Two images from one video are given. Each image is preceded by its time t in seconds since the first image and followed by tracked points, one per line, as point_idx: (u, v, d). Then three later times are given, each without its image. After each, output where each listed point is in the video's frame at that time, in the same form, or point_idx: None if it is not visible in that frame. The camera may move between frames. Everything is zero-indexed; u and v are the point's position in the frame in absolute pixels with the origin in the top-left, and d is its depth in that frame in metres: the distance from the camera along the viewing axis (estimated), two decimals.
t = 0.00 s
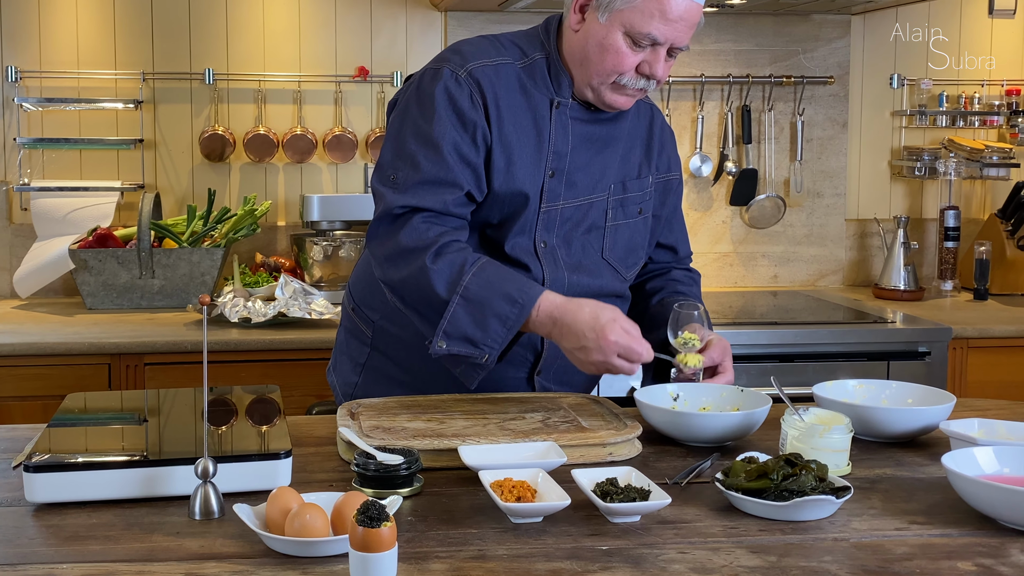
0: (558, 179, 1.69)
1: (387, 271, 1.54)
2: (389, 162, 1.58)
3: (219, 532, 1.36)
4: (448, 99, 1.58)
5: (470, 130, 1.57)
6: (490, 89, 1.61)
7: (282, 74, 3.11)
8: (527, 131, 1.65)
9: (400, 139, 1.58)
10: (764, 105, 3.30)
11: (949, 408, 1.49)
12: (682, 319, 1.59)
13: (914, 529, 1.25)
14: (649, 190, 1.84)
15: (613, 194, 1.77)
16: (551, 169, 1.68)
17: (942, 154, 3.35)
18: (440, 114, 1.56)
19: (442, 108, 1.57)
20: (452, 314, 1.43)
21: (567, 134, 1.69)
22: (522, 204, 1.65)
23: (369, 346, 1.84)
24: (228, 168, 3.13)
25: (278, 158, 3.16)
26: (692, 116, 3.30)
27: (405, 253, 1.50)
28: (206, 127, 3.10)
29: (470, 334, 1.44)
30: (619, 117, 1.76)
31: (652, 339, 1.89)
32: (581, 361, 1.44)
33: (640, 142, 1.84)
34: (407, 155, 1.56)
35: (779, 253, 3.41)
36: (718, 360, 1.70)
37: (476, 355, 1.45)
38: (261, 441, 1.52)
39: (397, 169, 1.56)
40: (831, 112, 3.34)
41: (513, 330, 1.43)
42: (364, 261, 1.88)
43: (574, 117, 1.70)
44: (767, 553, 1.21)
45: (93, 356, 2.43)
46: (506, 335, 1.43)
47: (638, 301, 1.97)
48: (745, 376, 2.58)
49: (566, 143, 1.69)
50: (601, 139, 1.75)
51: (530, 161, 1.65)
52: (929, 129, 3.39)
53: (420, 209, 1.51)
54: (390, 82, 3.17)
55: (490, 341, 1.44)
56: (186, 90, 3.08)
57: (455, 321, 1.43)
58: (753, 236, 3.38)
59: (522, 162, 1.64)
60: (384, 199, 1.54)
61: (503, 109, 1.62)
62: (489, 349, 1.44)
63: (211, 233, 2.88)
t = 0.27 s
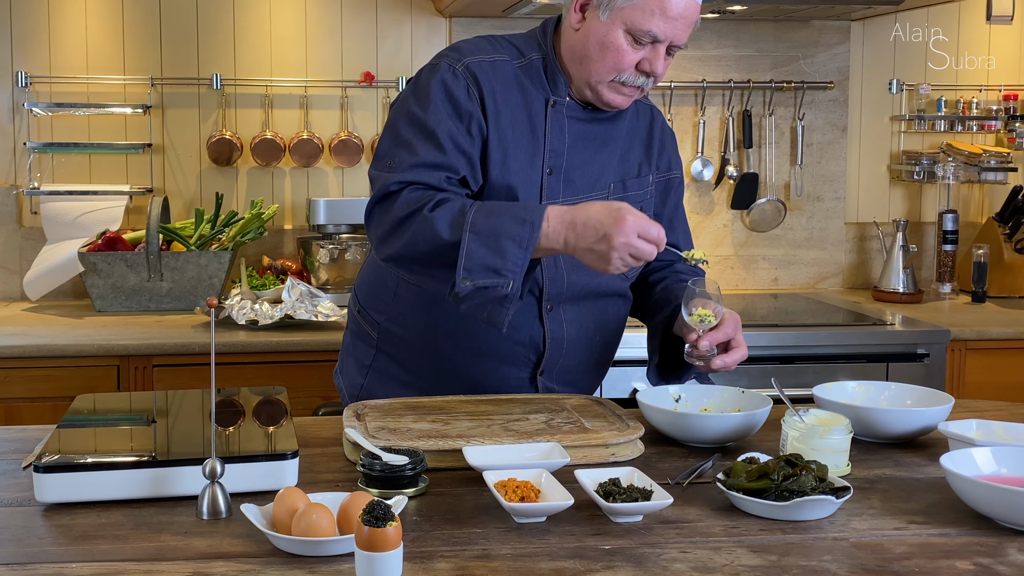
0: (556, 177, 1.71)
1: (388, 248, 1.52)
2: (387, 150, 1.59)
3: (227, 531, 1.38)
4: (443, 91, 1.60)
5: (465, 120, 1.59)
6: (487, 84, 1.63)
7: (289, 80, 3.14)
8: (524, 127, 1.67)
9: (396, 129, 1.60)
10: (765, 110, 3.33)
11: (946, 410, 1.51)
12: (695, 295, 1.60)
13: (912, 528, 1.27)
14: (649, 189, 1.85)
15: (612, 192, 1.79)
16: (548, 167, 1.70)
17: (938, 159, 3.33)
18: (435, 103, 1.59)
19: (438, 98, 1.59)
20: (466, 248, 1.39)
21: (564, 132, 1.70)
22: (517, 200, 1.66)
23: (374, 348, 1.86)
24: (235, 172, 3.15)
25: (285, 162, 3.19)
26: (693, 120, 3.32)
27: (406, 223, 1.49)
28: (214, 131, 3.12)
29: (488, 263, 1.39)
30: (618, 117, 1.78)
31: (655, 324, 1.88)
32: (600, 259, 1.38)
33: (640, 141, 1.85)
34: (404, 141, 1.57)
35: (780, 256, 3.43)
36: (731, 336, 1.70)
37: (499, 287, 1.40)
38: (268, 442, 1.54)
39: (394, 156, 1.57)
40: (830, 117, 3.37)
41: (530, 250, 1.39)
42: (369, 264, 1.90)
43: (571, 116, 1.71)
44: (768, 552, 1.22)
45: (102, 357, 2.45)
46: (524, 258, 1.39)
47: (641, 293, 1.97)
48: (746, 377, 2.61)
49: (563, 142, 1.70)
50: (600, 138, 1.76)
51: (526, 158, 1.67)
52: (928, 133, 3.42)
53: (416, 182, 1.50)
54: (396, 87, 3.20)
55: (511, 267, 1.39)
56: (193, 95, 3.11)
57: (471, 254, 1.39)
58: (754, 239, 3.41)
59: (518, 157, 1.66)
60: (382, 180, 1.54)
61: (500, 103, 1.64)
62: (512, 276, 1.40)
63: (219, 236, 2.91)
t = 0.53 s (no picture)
0: (556, 178, 1.73)
1: (405, 240, 1.53)
2: (398, 147, 1.60)
3: (234, 531, 1.39)
4: (450, 90, 1.62)
5: (473, 119, 1.62)
6: (490, 84, 1.65)
7: (295, 85, 3.17)
8: (524, 129, 1.69)
9: (406, 125, 1.62)
10: (765, 115, 3.35)
11: (945, 411, 1.52)
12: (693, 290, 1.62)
13: (911, 528, 1.29)
14: (649, 191, 1.87)
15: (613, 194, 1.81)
16: (549, 169, 1.72)
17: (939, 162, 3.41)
18: (444, 100, 1.61)
19: (446, 96, 1.61)
20: (491, 234, 1.42)
21: (565, 135, 1.72)
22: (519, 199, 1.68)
23: (378, 349, 1.88)
24: (242, 176, 3.18)
25: (291, 166, 3.21)
26: (695, 124, 3.35)
27: (424, 215, 1.50)
28: (221, 136, 3.15)
29: (513, 249, 1.42)
30: (618, 120, 1.80)
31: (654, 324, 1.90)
32: (623, 242, 1.41)
33: (640, 143, 1.87)
34: (415, 137, 1.59)
35: (781, 259, 3.45)
36: (731, 331, 1.70)
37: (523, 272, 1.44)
38: (275, 442, 1.56)
39: (407, 150, 1.58)
40: (830, 121, 3.39)
41: (553, 237, 1.42)
42: (374, 265, 1.92)
43: (571, 118, 1.72)
44: (769, 551, 1.24)
45: (111, 359, 2.48)
46: (547, 244, 1.42)
47: (641, 293, 1.98)
48: (747, 378, 2.63)
49: (563, 143, 1.72)
50: (600, 140, 1.77)
51: (526, 159, 1.69)
52: (926, 138, 3.45)
53: (432, 176, 1.53)
54: (401, 92, 3.22)
55: (535, 253, 1.42)
56: (201, 101, 3.13)
57: (496, 240, 1.42)
58: (755, 242, 3.43)
59: (519, 157, 1.68)
60: (397, 173, 1.55)
61: (503, 104, 1.66)
62: (536, 262, 1.43)
63: (226, 239, 2.93)
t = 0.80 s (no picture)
0: (559, 183, 1.75)
1: (418, 236, 1.52)
2: (410, 145, 1.60)
3: (241, 530, 1.41)
4: (459, 93, 1.64)
5: (482, 123, 1.63)
6: (496, 88, 1.67)
7: (301, 90, 3.19)
8: (528, 133, 1.71)
9: (418, 125, 1.62)
10: (766, 119, 3.38)
11: (944, 412, 1.54)
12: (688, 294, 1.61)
13: (910, 527, 1.30)
14: (650, 196, 1.89)
15: (615, 199, 1.83)
16: (551, 173, 1.74)
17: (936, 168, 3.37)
18: (455, 103, 1.62)
19: (455, 99, 1.63)
20: (510, 238, 1.45)
21: (567, 139, 1.74)
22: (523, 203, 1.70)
23: (382, 350, 1.90)
24: (250, 180, 3.20)
25: (298, 170, 3.23)
26: (696, 129, 3.37)
27: (442, 215, 1.50)
28: (228, 140, 3.17)
29: (531, 253, 1.46)
30: (620, 125, 1.82)
31: (652, 331, 1.93)
32: (644, 234, 1.50)
33: (642, 148, 1.89)
34: (428, 137, 1.60)
35: (781, 262, 3.48)
36: (727, 337, 1.72)
37: (537, 276, 1.47)
38: (281, 443, 1.58)
39: (420, 148, 1.58)
40: (830, 126, 3.42)
41: (569, 245, 1.47)
42: (378, 267, 1.93)
43: (574, 123, 1.75)
44: (769, 550, 1.26)
45: (119, 361, 2.50)
46: (563, 251, 1.46)
47: (642, 298, 2.01)
48: (748, 380, 2.65)
49: (566, 148, 1.74)
50: (602, 145, 1.79)
51: (529, 163, 1.71)
52: (925, 142, 3.47)
53: (449, 176, 1.54)
54: (406, 97, 3.25)
55: (551, 259, 1.46)
56: (209, 105, 3.16)
57: (515, 243, 1.45)
58: (755, 245, 3.45)
59: (523, 161, 1.70)
60: (413, 170, 1.55)
61: (509, 108, 1.68)
62: (550, 267, 1.47)
63: (233, 243, 2.95)
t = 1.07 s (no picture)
0: (562, 186, 1.76)
1: (417, 235, 1.54)
2: (411, 146, 1.63)
3: (248, 530, 1.43)
4: (461, 96, 1.66)
5: (483, 125, 1.66)
6: (499, 92, 1.69)
7: (308, 95, 3.22)
8: (531, 136, 1.73)
9: (420, 127, 1.65)
10: (767, 123, 3.41)
11: (941, 414, 1.55)
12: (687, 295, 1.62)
13: (909, 527, 1.32)
14: (653, 200, 1.90)
15: (617, 202, 1.85)
16: (554, 177, 1.76)
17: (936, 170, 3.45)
18: (457, 105, 1.65)
19: (458, 101, 1.65)
20: (508, 234, 1.47)
21: (570, 143, 1.76)
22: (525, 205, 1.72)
23: (388, 351, 1.92)
24: (256, 184, 3.23)
25: (304, 174, 3.26)
26: (698, 134, 3.41)
27: (440, 214, 1.52)
28: (235, 145, 3.20)
29: (528, 249, 1.48)
30: (623, 130, 1.83)
31: (654, 335, 1.95)
32: (639, 220, 1.52)
33: (644, 153, 1.91)
34: (429, 138, 1.62)
35: (781, 265, 3.51)
36: (727, 339, 1.74)
37: (534, 272, 1.49)
38: (288, 444, 1.60)
39: (420, 149, 1.61)
40: (830, 131, 3.45)
41: (565, 241, 1.48)
42: (383, 270, 1.96)
43: (576, 128, 1.77)
44: (770, 550, 1.27)
45: (126, 363, 2.52)
46: (559, 247, 1.48)
47: (644, 302, 2.03)
48: (749, 381, 2.67)
49: (569, 152, 1.76)
50: (604, 149, 1.81)
51: (531, 165, 1.73)
52: (923, 146, 3.50)
53: (448, 175, 1.56)
54: (411, 102, 3.28)
55: (547, 255, 1.48)
56: (216, 110, 3.18)
57: (512, 240, 1.47)
58: (756, 249, 3.48)
59: (525, 163, 1.72)
60: (413, 169, 1.57)
61: (511, 112, 1.70)
62: (547, 263, 1.49)
63: (241, 246, 2.97)
